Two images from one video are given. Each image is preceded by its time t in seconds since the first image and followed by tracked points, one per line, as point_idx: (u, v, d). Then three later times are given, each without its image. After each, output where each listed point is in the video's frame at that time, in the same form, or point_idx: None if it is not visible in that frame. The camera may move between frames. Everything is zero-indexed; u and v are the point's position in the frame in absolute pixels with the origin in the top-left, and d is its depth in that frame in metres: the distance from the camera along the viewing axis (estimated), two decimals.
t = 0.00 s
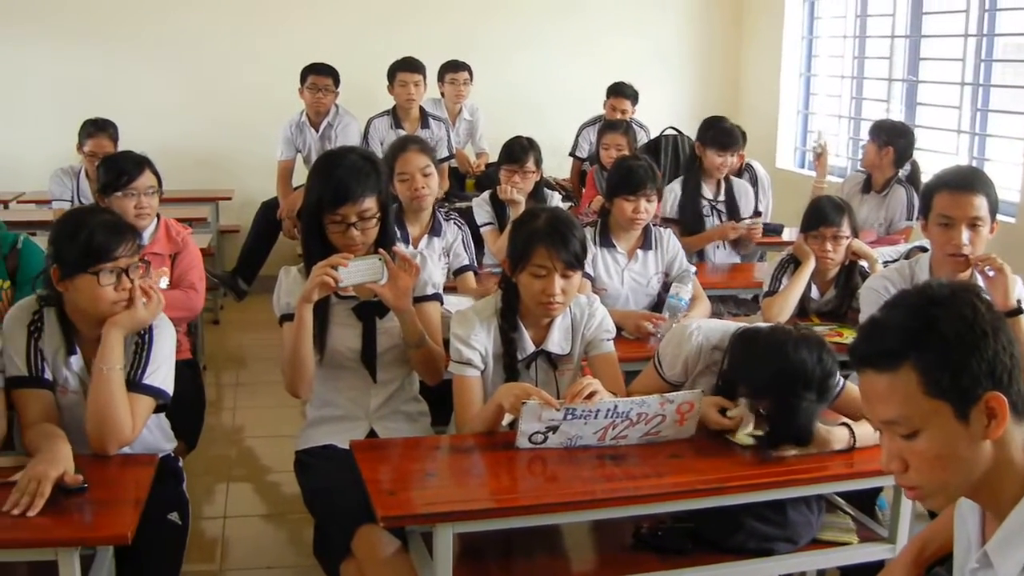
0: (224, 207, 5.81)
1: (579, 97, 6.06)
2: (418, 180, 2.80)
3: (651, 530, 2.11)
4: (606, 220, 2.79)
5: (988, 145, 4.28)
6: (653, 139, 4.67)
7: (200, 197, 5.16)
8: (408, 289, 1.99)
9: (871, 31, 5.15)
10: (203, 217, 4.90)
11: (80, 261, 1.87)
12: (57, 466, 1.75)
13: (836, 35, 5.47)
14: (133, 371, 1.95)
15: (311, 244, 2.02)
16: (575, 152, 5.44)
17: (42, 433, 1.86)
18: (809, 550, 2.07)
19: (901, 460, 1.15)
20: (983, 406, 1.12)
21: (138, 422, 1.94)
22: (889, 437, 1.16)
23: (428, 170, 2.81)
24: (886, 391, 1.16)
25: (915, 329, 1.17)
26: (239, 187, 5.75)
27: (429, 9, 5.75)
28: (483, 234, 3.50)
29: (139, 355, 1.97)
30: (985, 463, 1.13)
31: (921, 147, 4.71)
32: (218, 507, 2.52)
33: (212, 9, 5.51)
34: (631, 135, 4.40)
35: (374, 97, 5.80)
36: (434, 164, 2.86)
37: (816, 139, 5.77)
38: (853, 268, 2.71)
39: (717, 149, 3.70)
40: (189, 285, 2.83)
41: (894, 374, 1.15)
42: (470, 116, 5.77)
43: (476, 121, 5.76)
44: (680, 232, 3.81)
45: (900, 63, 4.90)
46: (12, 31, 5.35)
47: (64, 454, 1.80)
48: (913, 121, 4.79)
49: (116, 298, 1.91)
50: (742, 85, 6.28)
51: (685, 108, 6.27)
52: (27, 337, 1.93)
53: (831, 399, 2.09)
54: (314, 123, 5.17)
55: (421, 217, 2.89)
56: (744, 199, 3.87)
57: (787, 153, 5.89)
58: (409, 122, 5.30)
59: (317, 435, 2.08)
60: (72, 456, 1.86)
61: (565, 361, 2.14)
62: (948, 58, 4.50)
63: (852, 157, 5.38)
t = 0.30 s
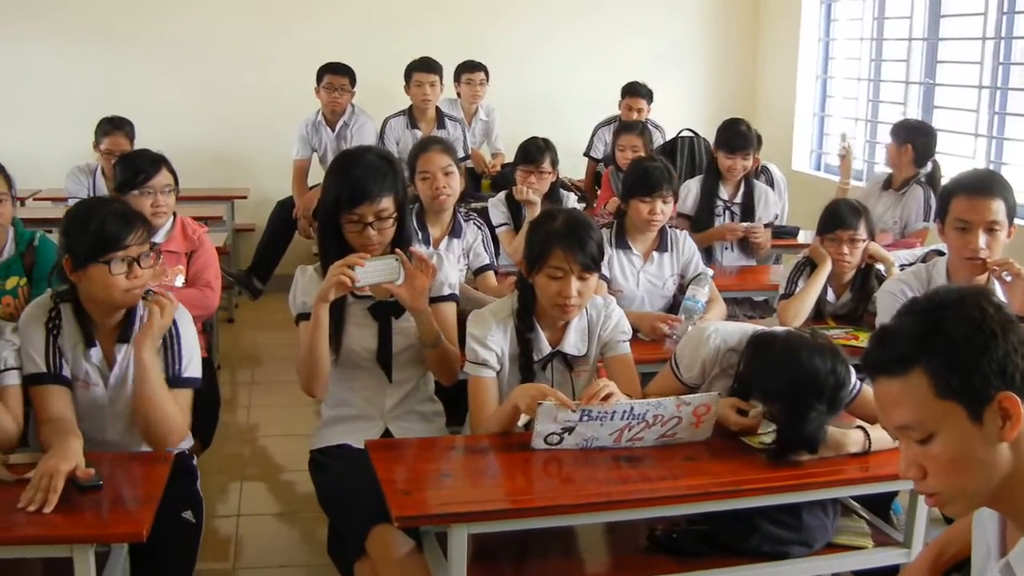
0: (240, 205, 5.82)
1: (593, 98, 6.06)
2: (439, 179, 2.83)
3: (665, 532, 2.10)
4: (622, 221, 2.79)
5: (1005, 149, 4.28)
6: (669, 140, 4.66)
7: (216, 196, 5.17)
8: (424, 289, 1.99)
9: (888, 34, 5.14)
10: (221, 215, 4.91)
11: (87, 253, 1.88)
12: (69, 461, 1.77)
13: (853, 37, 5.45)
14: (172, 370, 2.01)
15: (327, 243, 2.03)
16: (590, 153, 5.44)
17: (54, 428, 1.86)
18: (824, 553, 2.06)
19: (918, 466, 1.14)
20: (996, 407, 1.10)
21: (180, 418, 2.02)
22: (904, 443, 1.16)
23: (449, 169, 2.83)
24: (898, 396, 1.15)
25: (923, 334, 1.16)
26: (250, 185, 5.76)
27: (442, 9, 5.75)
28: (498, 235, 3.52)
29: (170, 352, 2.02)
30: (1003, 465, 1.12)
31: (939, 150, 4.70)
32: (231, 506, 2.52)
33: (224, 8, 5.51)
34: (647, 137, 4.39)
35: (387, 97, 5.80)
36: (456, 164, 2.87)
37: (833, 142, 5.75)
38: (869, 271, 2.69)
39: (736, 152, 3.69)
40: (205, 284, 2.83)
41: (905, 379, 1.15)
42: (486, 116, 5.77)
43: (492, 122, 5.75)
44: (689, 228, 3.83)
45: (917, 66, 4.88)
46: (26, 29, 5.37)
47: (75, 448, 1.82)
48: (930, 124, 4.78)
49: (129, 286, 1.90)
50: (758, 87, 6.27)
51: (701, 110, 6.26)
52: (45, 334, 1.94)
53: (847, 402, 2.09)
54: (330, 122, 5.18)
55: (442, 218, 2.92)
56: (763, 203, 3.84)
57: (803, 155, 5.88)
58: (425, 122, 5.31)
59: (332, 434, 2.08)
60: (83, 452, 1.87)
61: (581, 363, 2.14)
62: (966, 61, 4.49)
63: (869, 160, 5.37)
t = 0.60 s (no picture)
0: (254, 203, 5.83)
1: (606, 98, 6.06)
2: (457, 179, 2.85)
3: (678, 532, 2.10)
4: (636, 220, 2.79)
5: (1021, 150, 4.29)
6: (683, 139, 4.66)
7: (229, 194, 5.18)
8: (439, 288, 1.99)
9: (903, 34, 5.13)
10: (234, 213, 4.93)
11: (99, 239, 1.89)
12: (84, 459, 1.78)
13: (868, 38, 5.44)
14: (212, 352, 2.07)
15: (342, 242, 2.03)
16: (603, 152, 5.44)
17: (68, 422, 1.88)
18: (837, 554, 2.06)
19: (933, 467, 1.13)
20: (1011, 410, 1.10)
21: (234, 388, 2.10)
22: (919, 445, 1.15)
23: (467, 169, 2.86)
24: (914, 398, 1.14)
25: (940, 336, 1.15)
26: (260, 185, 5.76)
27: (454, 9, 5.75)
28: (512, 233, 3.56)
29: (203, 335, 2.07)
30: (1017, 467, 1.12)
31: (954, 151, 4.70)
32: (244, 503, 2.53)
33: (236, 6, 5.52)
34: (660, 136, 4.38)
35: (399, 96, 5.81)
36: (475, 164, 2.90)
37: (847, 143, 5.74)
38: (884, 272, 2.69)
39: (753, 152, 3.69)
40: (219, 282, 2.85)
41: (920, 381, 1.14)
42: (500, 115, 5.76)
43: (506, 121, 5.73)
44: (704, 228, 3.84)
45: (932, 67, 4.88)
46: (40, 27, 5.39)
47: (89, 446, 1.83)
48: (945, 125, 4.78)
49: (141, 272, 1.91)
50: (771, 88, 6.26)
51: (714, 110, 6.25)
52: (63, 326, 1.96)
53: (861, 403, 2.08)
54: (344, 121, 5.19)
55: (456, 220, 2.95)
56: (780, 205, 3.81)
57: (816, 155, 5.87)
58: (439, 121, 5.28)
59: (346, 432, 2.09)
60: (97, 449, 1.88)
61: (595, 362, 2.14)
62: (982, 62, 4.48)
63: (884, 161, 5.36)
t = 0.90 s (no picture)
0: (269, 202, 5.85)
1: (621, 97, 6.05)
2: (469, 180, 2.82)
3: (694, 532, 2.10)
4: (652, 220, 2.79)
5: None
6: (698, 139, 4.65)
7: (243, 193, 5.18)
8: (455, 287, 1.99)
9: (919, 34, 5.11)
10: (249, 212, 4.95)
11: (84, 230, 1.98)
12: (94, 454, 1.79)
13: (884, 38, 5.43)
14: (227, 346, 2.07)
15: (359, 241, 2.04)
16: (618, 152, 5.44)
17: (72, 408, 1.89)
18: (853, 554, 2.05)
19: (952, 467, 1.13)
20: None
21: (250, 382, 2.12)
22: (937, 444, 1.15)
23: (479, 170, 2.83)
24: (932, 398, 1.14)
25: (959, 335, 1.14)
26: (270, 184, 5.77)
27: (466, 8, 5.75)
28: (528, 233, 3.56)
29: (220, 330, 2.08)
30: None
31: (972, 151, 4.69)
32: (259, 502, 2.53)
33: (247, 6, 5.52)
34: (675, 136, 4.40)
35: (411, 95, 5.82)
36: (486, 165, 2.87)
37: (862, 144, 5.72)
38: (900, 272, 2.69)
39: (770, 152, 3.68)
40: (235, 281, 2.84)
41: (938, 381, 1.14)
42: (515, 115, 5.77)
43: (521, 120, 5.75)
44: (724, 228, 3.85)
45: (947, 66, 4.88)
46: (53, 26, 5.40)
47: (94, 442, 1.83)
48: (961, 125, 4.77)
49: (110, 266, 1.96)
50: (786, 87, 6.25)
51: (729, 110, 6.24)
52: (81, 314, 1.99)
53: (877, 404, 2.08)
54: (360, 120, 5.20)
55: (470, 221, 2.93)
56: (802, 204, 3.82)
57: (832, 155, 5.85)
58: (454, 121, 5.32)
59: (363, 431, 2.09)
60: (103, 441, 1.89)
61: (611, 361, 2.14)
62: (999, 62, 4.48)
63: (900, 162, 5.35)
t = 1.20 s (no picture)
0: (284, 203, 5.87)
1: (636, 97, 6.05)
2: (486, 188, 2.88)
3: (709, 534, 2.10)
4: (668, 222, 2.79)
5: None
6: (713, 140, 4.65)
7: (259, 194, 5.21)
8: (471, 289, 2.00)
9: (934, 35, 5.10)
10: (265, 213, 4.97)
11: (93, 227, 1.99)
12: (111, 454, 1.80)
13: (899, 39, 5.42)
14: (229, 345, 2.04)
15: (376, 242, 2.05)
16: (634, 153, 5.46)
17: (89, 409, 1.89)
18: (868, 556, 2.05)
19: (970, 469, 1.13)
20: None
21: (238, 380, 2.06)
22: (956, 445, 1.15)
23: (496, 178, 2.89)
24: (952, 399, 1.14)
25: (979, 335, 1.13)
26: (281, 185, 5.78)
27: (478, 8, 5.75)
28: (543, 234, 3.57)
29: (225, 330, 2.06)
30: None
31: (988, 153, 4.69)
32: (274, 503, 2.54)
33: (259, 6, 5.53)
34: (690, 137, 4.41)
35: (424, 96, 5.82)
36: (504, 172, 2.93)
37: (877, 145, 5.71)
38: (916, 274, 2.68)
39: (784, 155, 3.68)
40: (252, 281, 2.87)
41: (958, 383, 1.13)
42: (530, 116, 5.82)
43: (536, 122, 5.83)
44: (742, 231, 3.84)
45: (963, 67, 4.87)
46: (66, 26, 5.43)
47: (112, 442, 1.84)
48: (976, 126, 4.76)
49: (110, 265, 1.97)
50: (801, 88, 6.24)
51: (745, 111, 6.23)
52: (95, 318, 1.99)
53: (893, 406, 2.08)
54: (375, 121, 5.21)
55: (487, 230, 2.98)
56: (818, 207, 3.81)
57: (847, 156, 5.84)
58: (469, 122, 5.30)
59: (379, 432, 2.10)
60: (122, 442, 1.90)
61: (626, 363, 2.14)
62: (1016, 63, 4.47)
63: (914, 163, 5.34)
